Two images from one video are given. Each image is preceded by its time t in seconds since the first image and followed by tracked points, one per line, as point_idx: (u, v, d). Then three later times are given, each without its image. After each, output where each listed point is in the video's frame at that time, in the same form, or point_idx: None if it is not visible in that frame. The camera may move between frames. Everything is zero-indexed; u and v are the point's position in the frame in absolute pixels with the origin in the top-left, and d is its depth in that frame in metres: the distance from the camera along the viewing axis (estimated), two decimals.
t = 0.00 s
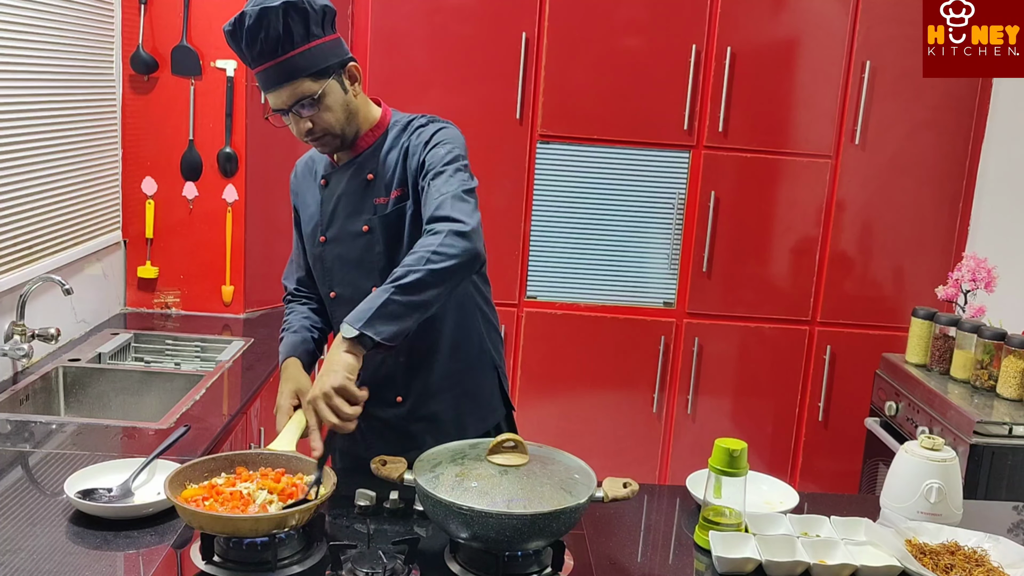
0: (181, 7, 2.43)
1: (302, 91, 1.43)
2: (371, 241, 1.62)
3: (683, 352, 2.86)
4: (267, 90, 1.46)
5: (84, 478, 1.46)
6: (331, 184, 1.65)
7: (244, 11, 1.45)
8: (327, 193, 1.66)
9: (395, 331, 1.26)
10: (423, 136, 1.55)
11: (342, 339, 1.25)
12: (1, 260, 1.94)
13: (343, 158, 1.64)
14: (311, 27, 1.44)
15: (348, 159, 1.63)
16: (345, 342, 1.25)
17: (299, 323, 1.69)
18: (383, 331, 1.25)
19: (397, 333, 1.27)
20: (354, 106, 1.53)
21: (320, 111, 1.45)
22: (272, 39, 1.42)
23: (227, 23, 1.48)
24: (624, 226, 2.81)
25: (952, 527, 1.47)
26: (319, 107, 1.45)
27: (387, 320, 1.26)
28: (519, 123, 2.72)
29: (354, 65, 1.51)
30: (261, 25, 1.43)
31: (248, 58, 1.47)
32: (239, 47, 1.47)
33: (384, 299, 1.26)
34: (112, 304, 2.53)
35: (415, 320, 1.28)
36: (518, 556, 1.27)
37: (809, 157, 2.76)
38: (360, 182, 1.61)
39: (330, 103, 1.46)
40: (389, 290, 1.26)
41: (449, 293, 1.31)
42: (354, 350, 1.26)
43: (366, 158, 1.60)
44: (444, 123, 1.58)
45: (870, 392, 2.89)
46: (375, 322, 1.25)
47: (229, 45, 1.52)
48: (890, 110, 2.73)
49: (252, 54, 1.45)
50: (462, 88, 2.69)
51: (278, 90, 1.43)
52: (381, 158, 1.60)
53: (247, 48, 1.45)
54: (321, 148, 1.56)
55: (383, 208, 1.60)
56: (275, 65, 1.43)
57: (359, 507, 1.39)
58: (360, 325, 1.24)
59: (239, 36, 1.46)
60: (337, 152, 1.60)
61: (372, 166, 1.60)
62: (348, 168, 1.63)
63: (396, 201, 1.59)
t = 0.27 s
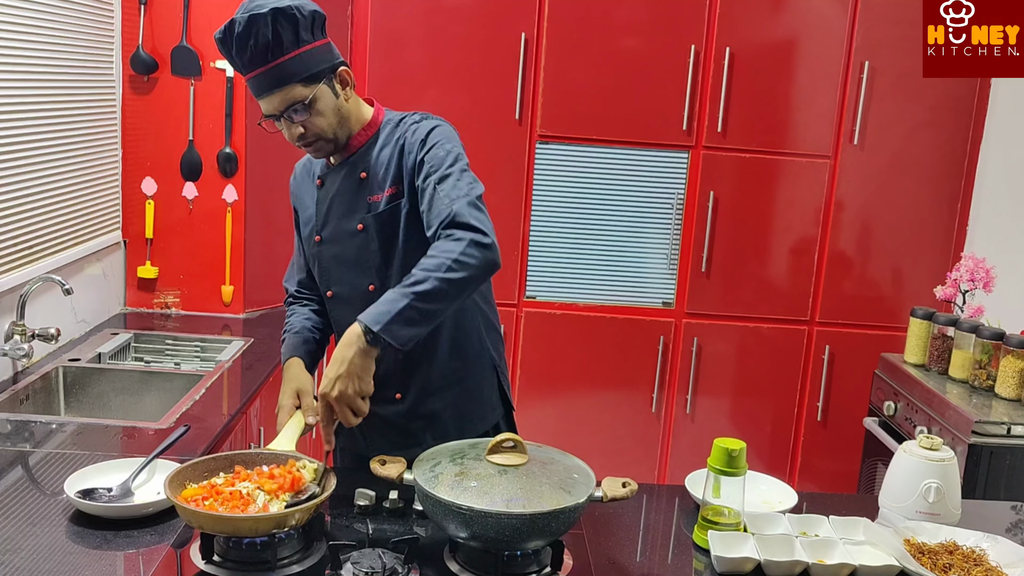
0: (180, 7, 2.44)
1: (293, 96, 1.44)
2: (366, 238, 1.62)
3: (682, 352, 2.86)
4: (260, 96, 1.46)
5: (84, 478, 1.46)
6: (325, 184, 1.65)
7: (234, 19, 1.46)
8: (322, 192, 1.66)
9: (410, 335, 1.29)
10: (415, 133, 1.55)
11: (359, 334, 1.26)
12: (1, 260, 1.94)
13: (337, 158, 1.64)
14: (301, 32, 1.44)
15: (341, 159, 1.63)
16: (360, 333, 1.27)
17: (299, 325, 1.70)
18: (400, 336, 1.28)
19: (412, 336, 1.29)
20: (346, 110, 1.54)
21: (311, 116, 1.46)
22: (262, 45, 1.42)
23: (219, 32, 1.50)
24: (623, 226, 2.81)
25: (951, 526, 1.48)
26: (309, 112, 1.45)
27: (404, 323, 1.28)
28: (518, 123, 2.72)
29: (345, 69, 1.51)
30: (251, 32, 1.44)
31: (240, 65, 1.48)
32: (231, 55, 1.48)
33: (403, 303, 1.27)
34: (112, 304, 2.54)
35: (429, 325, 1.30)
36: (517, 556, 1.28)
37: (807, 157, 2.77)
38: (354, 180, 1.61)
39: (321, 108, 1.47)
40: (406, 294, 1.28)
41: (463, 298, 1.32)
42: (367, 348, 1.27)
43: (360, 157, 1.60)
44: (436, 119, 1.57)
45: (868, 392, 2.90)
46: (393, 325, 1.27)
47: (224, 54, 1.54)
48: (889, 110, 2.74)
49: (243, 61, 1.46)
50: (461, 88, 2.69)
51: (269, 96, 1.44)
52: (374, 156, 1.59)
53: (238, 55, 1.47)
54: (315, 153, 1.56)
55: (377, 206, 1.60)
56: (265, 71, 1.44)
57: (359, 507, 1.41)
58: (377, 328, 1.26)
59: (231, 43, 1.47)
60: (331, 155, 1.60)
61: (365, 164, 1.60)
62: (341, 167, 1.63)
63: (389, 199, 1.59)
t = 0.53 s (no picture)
0: (180, 8, 2.44)
1: (313, 86, 1.44)
2: (376, 234, 1.62)
3: (680, 351, 2.87)
4: (278, 84, 1.47)
5: (84, 478, 1.47)
6: (332, 179, 1.66)
7: (259, 7, 1.47)
8: (330, 186, 1.66)
9: (426, 337, 1.31)
10: (435, 133, 1.58)
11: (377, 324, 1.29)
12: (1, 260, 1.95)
13: (347, 153, 1.65)
14: (325, 25, 1.45)
15: (353, 154, 1.64)
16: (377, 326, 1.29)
17: (295, 322, 1.70)
18: (415, 335, 1.30)
19: (423, 339, 1.32)
20: (363, 105, 1.55)
21: (328, 107, 1.47)
22: (285, 34, 1.43)
23: (242, 18, 1.50)
24: (622, 226, 2.82)
25: (948, 526, 1.49)
26: (327, 103, 1.46)
27: (421, 325, 1.31)
28: (517, 124, 2.72)
29: (366, 65, 1.52)
30: (275, 20, 1.44)
31: (261, 53, 1.49)
32: (253, 41, 1.49)
33: (421, 304, 1.30)
34: (112, 305, 2.54)
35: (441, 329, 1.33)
36: (516, 555, 1.28)
37: (806, 157, 2.77)
38: (365, 176, 1.62)
39: (340, 100, 1.47)
40: (424, 296, 1.31)
41: (477, 306, 1.36)
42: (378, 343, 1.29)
43: (373, 153, 1.62)
44: (455, 124, 1.60)
45: (867, 392, 2.90)
46: (411, 325, 1.30)
47: (243, 41, 1.54)
48: (887, 110, 2.74)
49: (264, 48, 1.46)
50: (460, 89, 2.70)
51: (288, 84, 1.45)
52: (388, 153, 1.61)
53: (260, 41, 1.47)
54: (328, 145, 1.57)
55: (390, 203, 1.61)
56: (286, 59, 1.44)
57: (358, 506, 1.41)
58: (394, 324, 1.28)
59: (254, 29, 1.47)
60: (343, 148, 1.61)
61: (378, 161, 1.62)
62: (352, 163, 1.64)
63: (405, 197, 1.60)
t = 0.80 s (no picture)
0: (180, 8, 2.44)
1: (312, 86, 1.44)
2: (376, 235, 1.63)
3: (679, 351, 2.87)
4: (277, 84, 1.47)
5: (84, 478, 1.47)
6: (332, 179, 1.66)
7: (258, 8, 1.48)
8: (330, 187, 1.67)
9: (419, 343, 1.30)
10: (432, 135, 1.58)
11: (370, 334, 1.27)
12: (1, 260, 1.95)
13: (347, 154, 1.65)
14: (323, 25, 1.46)
15: (352, 155, 1.64)
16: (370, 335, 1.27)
17: (296, 322, 1.71)
18: (410, 341, 1.29)
19: (420, 344, 1.30)
20: (361, 105, 1.55)
21: (327, 107, 1.47)
22: (285, 33, 1.43)
23: (242, 19, 1.51)
24: (621, 226, 2.82)
25: (947, 526, 1.49)
26: (326, 102, 1.47)
27: (414, 330, 1.29)
28: (516, 124, 2.73)
29: (364, 65, 1.53)
30: (274, 20, 1.45)
31: (260, 53, 1.49)
32: (252, 42, 1.49)
33: (413, 309, 1.28)
34: (112, 305, 2.55)
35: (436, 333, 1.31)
36: (515, 555, 1.28)
37: (805, 157, 2.77)
38: (365, 177, 1.63)
39: (339, 100, 1.48)
40: (416, 301, 1.29)
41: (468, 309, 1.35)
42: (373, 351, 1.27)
43: (372, 154, 1.62)
44: (452, 125, 1.61)
45: (865, 392, 2.91)
46: (403, 332, 1.28)
47: (243, 43, 1.55)
48: (886, 110, 2.75)
49: (264, 48, 1.47)
50: (460, 89, 2.70)
51: (287, 84, 1.45)
52: (387, 154, 1.62)
53: (260, 42, 1.47)
54: (327, 145, 1.57)
55: (389, 204, 1.61)
56: (286, 59, 1.44)
57: (358, 506, 1.38)
58: (389, 331, 1.26)
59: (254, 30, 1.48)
60: (342, 149, 1.61)
61: (377, 162, 1.62)
62: (352, 163, 1.64)
63: (403, 197, 1.60)
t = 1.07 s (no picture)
0: (179, 8, 2.45)
1: (299, 94, 1.45)
2: (361, 246, 1.64)
3: (678, 351, 2.88)
4: (265, 91, 1.47)
5: (84, 478, 1.48)
6: (325, 186, 1.67)
7: (248, 13, 1.47)
8: (322, 194, 1.68)
9: (389, 355, 1.24)
10: (415, 145, 1.56)
11: (336, 354, 1.22)
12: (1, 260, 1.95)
13: (338, 162, 1.65)
14: (313, 33, 1.46)
15: (341, 163, 1.64)
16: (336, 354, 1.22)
17: (298, 321, 1.71)
18: (379, 354, 1.23)
19: (390, 356, 1.25)
20: (348, 114, 1.55)
21: (314, 116, 1.47)
22: (274, 41, 1.43)
23: (232, 24, 1.51)
24: (620, 226, 2.83)
25: (945, 525, 1.49)
26: (312, 111, 1.47)
27: (383, 343, 1.24)
28: (515, 124, 2.73)
29: (354, 74, 1.54)
30: (264, 27, 1.45)
31: (249, 59, 1.49)
32: (242, 48, 1.49)
33: (380, 321, 1.24)
34: (112, 304, 2.55)
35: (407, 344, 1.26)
36: (514, 554, 1.29)
37: (803, 158, 2.78)
38: (353, 187, 1.63)
39: (325, 109, 1.48)
40: (383, 312, 1.25)
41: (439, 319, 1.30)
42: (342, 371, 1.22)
43: (360, 163, 1.62)
44: (439, 134, 1.58)
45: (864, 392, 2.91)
46: (370, 344, 1.22)
47: (233, 48, 1.55)
48: (884, 111, 2.75)
49: (253, 54, 1.47)
50: (459, 89, 2.71)
51: (275, 91, 1.45)
52: (374, 164, 1.61)
53: (249, 48, 1.47)
54: (313, 152, 1.57)
55: (373, 216, 1.62)
56: (274, 67, 1.44)
57: (358, 505, 1.42)
58: (355, 346, 1.21)
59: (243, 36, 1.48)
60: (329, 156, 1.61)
61: (365, 172, 1.62)
62: (342, 172, 1.64)
63: (385, 210, 1.61)
